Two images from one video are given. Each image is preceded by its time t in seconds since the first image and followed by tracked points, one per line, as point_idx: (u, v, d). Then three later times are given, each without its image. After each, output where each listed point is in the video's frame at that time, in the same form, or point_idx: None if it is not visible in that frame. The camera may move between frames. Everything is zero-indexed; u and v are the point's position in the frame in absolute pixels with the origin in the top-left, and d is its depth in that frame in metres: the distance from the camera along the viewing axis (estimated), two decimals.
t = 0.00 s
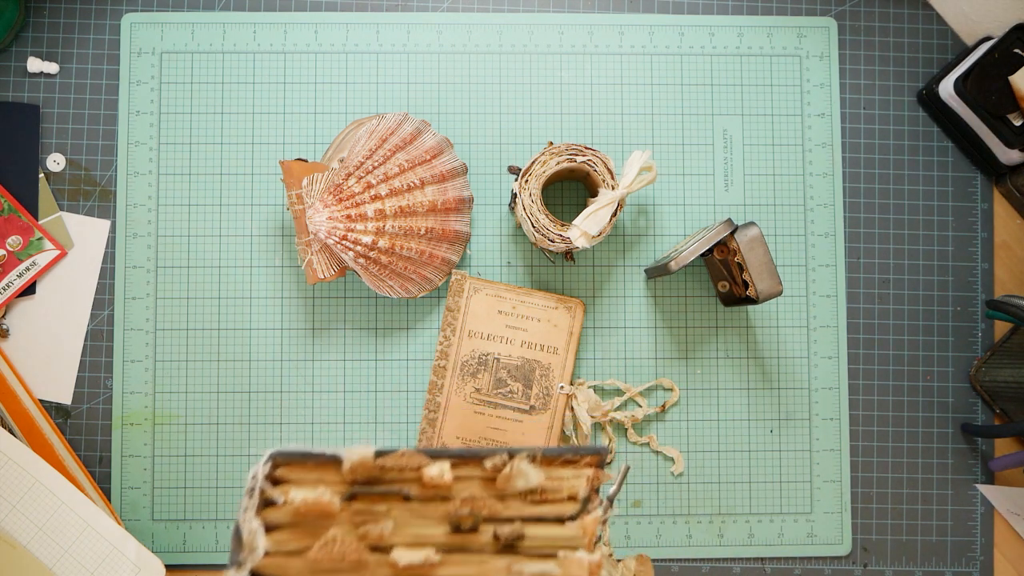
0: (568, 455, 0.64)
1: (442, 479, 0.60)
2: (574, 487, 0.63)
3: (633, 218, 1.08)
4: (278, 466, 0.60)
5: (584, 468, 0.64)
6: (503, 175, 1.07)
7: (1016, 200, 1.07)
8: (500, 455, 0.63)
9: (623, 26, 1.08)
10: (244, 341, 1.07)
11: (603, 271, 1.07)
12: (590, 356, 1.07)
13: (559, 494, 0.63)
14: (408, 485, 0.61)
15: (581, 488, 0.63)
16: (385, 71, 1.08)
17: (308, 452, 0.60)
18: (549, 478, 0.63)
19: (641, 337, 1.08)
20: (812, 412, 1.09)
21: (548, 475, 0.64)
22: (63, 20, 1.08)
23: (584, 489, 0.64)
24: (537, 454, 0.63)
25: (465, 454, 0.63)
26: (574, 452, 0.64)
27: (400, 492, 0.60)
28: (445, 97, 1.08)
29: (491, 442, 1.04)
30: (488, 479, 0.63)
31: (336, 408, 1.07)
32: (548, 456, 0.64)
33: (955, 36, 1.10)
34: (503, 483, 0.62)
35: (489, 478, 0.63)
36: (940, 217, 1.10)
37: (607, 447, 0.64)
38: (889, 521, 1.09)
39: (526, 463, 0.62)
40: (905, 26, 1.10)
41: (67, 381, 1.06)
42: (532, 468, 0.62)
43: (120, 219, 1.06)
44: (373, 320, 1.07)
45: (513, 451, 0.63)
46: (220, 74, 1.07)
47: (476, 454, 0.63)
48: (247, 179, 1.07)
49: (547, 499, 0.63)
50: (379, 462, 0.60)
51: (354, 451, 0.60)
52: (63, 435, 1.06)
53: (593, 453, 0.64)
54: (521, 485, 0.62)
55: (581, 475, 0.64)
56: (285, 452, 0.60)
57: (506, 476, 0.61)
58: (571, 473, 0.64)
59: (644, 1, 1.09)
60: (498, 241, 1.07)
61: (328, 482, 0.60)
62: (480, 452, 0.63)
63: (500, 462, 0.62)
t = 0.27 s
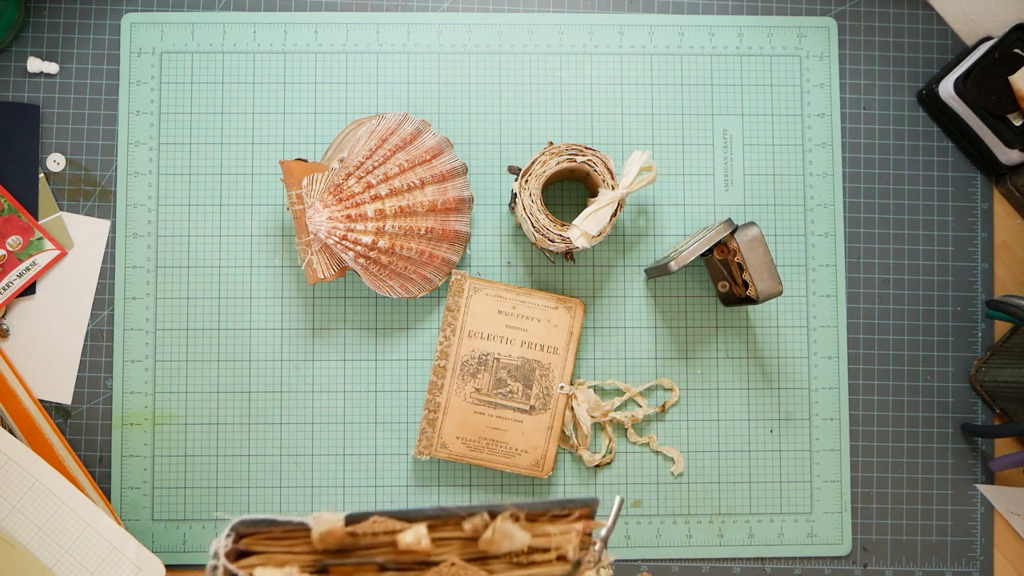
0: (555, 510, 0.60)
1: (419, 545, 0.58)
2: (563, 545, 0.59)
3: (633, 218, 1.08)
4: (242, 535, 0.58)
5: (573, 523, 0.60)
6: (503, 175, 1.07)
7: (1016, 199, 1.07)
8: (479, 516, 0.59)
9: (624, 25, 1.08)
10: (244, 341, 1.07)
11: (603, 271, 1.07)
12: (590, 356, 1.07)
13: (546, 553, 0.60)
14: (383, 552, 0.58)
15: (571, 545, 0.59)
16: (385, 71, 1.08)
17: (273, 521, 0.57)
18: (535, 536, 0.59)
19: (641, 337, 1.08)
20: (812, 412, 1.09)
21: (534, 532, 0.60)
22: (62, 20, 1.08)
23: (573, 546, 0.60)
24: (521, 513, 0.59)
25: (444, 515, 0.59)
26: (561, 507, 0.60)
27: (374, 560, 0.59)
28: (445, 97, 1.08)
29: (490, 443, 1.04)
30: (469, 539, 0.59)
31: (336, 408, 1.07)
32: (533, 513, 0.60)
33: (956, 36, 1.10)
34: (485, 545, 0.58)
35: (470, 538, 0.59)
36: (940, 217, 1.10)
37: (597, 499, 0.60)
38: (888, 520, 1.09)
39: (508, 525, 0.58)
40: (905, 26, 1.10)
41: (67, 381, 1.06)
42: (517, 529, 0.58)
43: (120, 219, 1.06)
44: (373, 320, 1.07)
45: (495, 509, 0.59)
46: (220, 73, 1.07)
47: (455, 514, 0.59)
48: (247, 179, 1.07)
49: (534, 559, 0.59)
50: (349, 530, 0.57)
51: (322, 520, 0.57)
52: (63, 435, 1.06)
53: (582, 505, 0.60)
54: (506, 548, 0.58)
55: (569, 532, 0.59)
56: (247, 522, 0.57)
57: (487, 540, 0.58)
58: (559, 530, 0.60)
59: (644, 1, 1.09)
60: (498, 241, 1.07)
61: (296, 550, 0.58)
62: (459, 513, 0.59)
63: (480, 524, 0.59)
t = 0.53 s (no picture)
0: (544, 473, 0.57)
1: (417, 533, 0.55)
2: (557, 504, 0.57)
3: (633, 218, 1.08)
4: (233, 558, 0.54)
5: (564, 482, 0.57)
6: (503, 175, 1.07)
7: (1016, 200, 1.07)
8: (471, 494, 0.55)
9: (624, 26, 1.08)
10: (244, 341, 1.07)
11: (603, 271, 1.07)
12: (590, 356, 1.07)
13: (541, 515, 0.57)
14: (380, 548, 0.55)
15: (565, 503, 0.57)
16: (385, 71, 1.08)
17: (263, 537, 0.54)
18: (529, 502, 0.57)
19: (641, 337, 1.08)
20: (812, 412, 1.09)
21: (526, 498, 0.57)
22: (62, 20, 1.08)
23: (566, 503, 0.58)
24: (513, 481, 0.56)
25: (434, 497, 0.55)
26: (551, 469, 0.56)
27: (375, 556, 0.55)
28: (445, 97, 1.08)
29: (490, 443, 1.04)
30: (463, 516, 0.57)
31: (336, 408, 1.07)
32: (524, 480, 0.57)
33: (955, 36, 1.10)
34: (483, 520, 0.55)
35: (465, 515, 0.56)
36: (940, 217, 1.10)
37: (582, 455, 0.57)
38: (889, 521, 1.09)
39: (504, 496, 0.55)
40: (905, 26, 1.10)
41: (67, 381, 1.06)
42: (512, 498, 0.55)
43: (120, 219, 1.06)
44: (373, 320, 1.07)
45: (486, 482, 0.56)
46: (220, 74, 1.07)
47: (446, 495, 0.56)
48: (247, 178, 1.07)
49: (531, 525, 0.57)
50: (345, 530, 0.54)
51: (314, 528, 0.53)
52: (63, 435, 1.06)
53: (570, 463, 0.57)
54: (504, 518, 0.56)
55: (563, 491, 0.57)
56: (235, 543, 0.54)
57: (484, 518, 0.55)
58: (551, 491, 0.57)
59: (644, 1, 1.09)
60: (498, 241, 1.07)
61: (292, 563, 0.55)
62: (450, 493, 0.56)
63: (474, 500, 0.55)
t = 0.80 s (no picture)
0: (524, 484, 0.59)
1: (399, 558, 0.54)
2: (539, 514, 0.60)
3: (633, 218, 1.08)
4: None
5: (545, 491, 0.60)
6: (503, 175, 1.07)
7: (1016, 200, 1.07)
8: (454, 513, 0.56)
9: (624, 26, 1.08)
10: (244, 341, 1.07)
11: (603, 271, 1.07)
12: (590, 357, 1.07)
13: (523, 526, 0.60)
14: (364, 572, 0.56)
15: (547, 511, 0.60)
16: (385, 71, 1.08)
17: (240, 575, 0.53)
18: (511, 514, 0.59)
19: (641, 337, 1.08)
20: (812, 412, 1.09)
21: (508, 510, 0.59)
22: (62, 20, 1.08)
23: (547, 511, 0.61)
24: (494, 497, 0.58)
25: (416, 519, 0.56)
26: (530, 481, 0.59)
27: None
28: (445, 97, 1.08)
29: (490, 443, 1.04)
30: (445, 534, 0.58)
31: (336, 408, 1.07)
32: (505, 493, 0.59)
33: (955, 36, 1.10)
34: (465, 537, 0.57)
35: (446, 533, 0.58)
36: (940, 217, 1.10)
37: (562, 462, 0.60)
38: (888, 521, 1.09)
39: (486, 513, 0.56)
40: (905, 26, 1.10)
41: (67, 381, 1.06)
42: (495, 515, 0.57)
43: (120, 219, 1.06)
44: (373, 320, 1.07)
45: (466, 499, 0.57)
46: (220, 74, 1.07)
47: (427, 516, 0.56)
48: (247, 179, 1.07)
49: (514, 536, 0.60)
50: (325, 562, 0.55)
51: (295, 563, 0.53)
52: (63, 436, 1.06)
53: (550, 472, 0.59)
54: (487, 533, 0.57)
55: (544, 501, 0.60)
56: None
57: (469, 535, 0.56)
58: (532, 502, 0.60)
59: (644, 1, 1.09)
60: (498, 241, 1.07)
61: None
62: (431, 514, 0.56)
63: (456, 519, 0.56)
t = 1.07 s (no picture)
0: (529, 493, 0.58)
1: (401, 555, 0.56)
2: (543, 525, 0.59)
3: (633, 218, 1.08)
4: None
5: (550, 501, 0.59)
6: (503, 175, 1.07)
7: (1016, 200, 1.07)
8: (455, 514, 0.57)
9: (624, 26, 1.08)
10: (244, 341, 1.07)
11: (603, 271, 1.07)
12: (590, 357, 1.07)
13: (527, 537, 0.59)
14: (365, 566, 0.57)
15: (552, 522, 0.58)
16: (385, 71, 1.08)
17: (246, 559, 0.55)
18: (515, 522, 0.58)
19: (641, 337, 1.08)
20: (812, 412, 1.09)
21: (512, 519, 0.58)
22: (62, 20, 1.08)
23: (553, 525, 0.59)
24: (497, 502, 0.58)
25: (418, 518, 0.57)
26: (534, 490, 0.58)
27: None
28: (445, 97, 1.08)
29: (490, 443, 1.04)
30: (448, 537, 0.58)
31: (336, 408, 1.07)
32: (509, 501, 0.58)
33: (956, 36, 1.10)
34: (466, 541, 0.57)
35: (449, 535, 0.58)
36: (940, 217, 1.10)
37: (568, 475, 0.59)
38: (888, 520, 1.09)
39: (488, 518, 0.56)
40: (905, 26, 1.10)
41: (67, 381, 1.06)
42: (496, 520, 0.56)
43: (120, 219, 1.06)
44: (373, 320, 1.07)
45: (470, 502, 0.57)
46: (220, 74, 1.07)
47: (429, 516, 0.57)
48: (247, 179, 1.07)
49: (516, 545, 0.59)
50: (327, 552, 0.56)
51: (297, 550, 0.55)
52: (63, 435, 1.06)
53: (554, 483, 0.59)
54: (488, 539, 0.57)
55: (548, 512, 0.59)
56: (219, 566, 0.55)
57: (468, 537, 0.56)
58: (536, 512, 0.59)
59: (644, 1, 1.09)
60: (498, 241, 1.07)
61: None
62: (434, 514, 0.57)
63: (458, 521, 0.57)
